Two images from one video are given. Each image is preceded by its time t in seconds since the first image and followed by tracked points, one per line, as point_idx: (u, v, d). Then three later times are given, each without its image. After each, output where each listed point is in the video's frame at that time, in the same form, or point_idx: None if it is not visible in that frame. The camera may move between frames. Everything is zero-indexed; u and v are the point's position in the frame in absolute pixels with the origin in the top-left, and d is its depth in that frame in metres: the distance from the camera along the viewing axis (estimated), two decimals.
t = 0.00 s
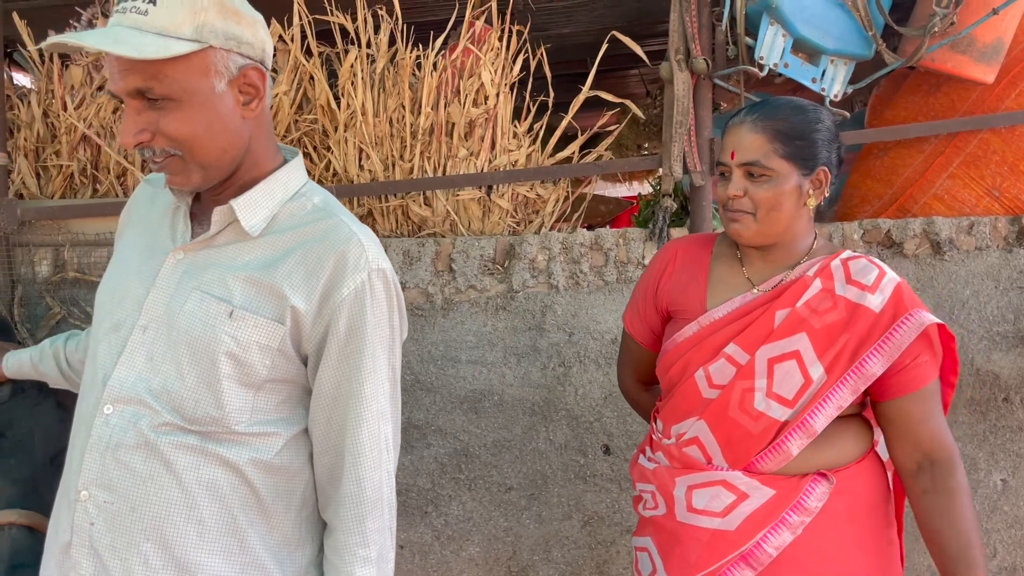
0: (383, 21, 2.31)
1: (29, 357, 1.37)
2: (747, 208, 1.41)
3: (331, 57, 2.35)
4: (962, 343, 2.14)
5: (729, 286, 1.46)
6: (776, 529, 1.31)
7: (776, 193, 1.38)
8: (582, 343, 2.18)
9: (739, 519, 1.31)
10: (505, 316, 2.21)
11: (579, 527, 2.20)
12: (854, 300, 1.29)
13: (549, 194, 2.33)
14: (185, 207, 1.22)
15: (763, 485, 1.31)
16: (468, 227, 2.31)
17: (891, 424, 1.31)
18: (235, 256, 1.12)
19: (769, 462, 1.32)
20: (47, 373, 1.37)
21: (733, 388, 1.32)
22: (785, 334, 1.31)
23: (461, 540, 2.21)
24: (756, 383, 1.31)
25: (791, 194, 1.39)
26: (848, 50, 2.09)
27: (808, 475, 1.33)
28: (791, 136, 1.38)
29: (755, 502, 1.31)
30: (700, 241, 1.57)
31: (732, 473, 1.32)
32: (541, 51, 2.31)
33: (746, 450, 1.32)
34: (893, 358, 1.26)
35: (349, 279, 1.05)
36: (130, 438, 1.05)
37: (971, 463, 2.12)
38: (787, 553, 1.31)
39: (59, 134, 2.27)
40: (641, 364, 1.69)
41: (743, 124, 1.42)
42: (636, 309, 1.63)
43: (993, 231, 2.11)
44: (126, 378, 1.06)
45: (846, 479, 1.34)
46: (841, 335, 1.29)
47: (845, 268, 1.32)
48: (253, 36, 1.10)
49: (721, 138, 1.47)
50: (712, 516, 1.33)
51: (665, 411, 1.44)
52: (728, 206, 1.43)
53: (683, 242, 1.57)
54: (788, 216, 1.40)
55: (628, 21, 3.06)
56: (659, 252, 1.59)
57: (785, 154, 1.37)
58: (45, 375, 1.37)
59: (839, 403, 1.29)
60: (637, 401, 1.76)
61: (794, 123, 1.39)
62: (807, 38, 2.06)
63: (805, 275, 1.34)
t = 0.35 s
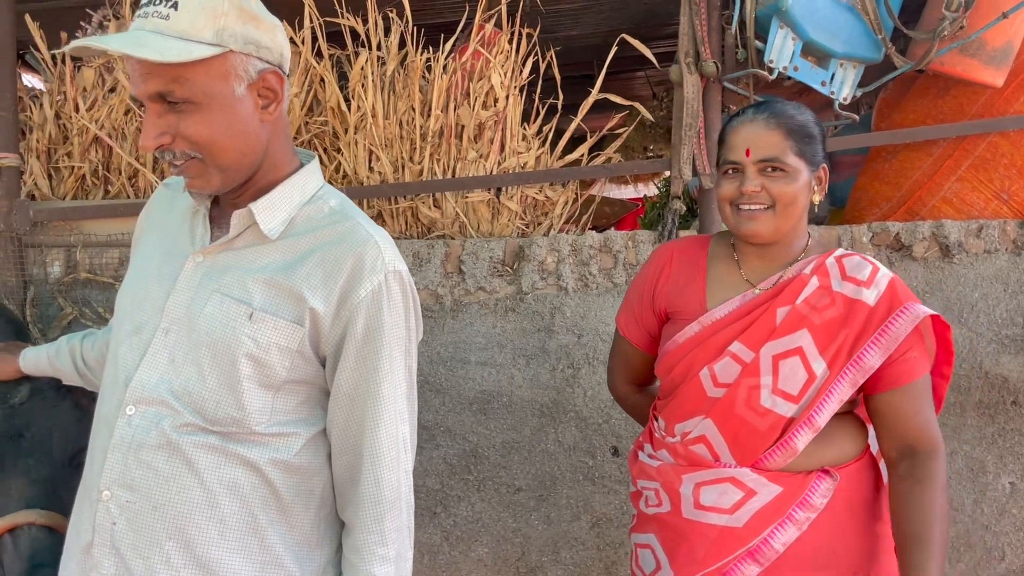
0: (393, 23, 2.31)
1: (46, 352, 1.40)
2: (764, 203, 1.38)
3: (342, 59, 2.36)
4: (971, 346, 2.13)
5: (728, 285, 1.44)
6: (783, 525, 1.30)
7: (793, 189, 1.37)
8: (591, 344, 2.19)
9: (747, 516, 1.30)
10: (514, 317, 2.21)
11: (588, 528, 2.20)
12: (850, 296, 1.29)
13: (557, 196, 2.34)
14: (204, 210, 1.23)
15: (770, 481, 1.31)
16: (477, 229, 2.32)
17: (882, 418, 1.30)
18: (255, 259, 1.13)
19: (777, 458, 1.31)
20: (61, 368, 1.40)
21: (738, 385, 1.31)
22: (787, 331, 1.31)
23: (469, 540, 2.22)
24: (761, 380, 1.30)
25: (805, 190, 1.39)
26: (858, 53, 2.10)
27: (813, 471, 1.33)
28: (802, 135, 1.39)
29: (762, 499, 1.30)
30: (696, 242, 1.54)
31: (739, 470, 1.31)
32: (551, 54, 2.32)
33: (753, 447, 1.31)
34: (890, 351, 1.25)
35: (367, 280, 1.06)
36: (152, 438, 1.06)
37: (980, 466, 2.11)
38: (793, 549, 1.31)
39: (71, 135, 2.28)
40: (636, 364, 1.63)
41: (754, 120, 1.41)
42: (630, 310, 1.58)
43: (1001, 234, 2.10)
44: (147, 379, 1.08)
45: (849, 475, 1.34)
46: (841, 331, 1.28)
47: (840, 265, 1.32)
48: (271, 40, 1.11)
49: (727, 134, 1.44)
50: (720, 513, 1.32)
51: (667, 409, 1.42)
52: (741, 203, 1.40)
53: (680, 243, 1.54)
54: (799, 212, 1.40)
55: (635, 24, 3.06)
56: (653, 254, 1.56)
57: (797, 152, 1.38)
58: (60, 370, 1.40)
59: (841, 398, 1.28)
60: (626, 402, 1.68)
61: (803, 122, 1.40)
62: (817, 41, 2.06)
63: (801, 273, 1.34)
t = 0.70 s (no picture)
0: (399, 25, 2.31)
1: (55, 355, 1.44)
2: (769, 198, 1.37)
3: (347, 61, 2.36)
4: (978, 349, 2.11)
5: (721, 287, 1.41)
6: (784, 526, 1.28)
7: (798, 187, 1.37)
8: (596, 346, 2.18)
9: (749, 518, 1.28)
10: (520, 319, 2.21)
11: (593, 531, 2.19)
12: (841, 298, 1.28)
13: (562, 198, 2.35)
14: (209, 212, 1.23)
15: (770, 482, 1.28)
16: (483, 230, 2.32)
17: (874, 417, 1.31)
18: (262, 260, 1.13)
19: (775, 461, 1.29)
20: (71, 371, 1.46)
21: (735, 389, 1.29)
22: (782, 334, 1.29)
23: (474, 542, 2.22)
24: (757, 383, 1.29)
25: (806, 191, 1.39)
26: (864, 55, 2.10)
27: (812, 471, 1.31)
28: (804, 137, 1.40)
29: (763, 501, 1.28)
30: (686, 246, 1.51)
31: (741, 473, 1.28)
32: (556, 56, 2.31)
33: (751, 450, 1.29)
34: (884, 351, 1.25)
35: (372, 282, 1.06)
36: (161, 439, 1.06)
37: (986, 470, 2.09)
38: (796, 549, 1.28)
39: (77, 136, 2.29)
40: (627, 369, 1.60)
41: (758, 120, 1.40)
42: (622, 314, 1.54)
43: (1008, 237, 2.08)
44: (155, 381, 1.08)
45: (847, 475, 1.32)
46: (834, 332, 1.27)
47: (829, 267, 1.32)
48: (277, 44, 1.11)
49: (730, 132, 1.43)
50: (722, 516, 1.29)
51: (663, 413, 1.39)
52: (745, 197, 1.38)
53: (669, 247, 1.51)
54: (800, 212, 1.39)
55: (641, 25, 3.06)
56: (642, 258, 1.52)
57: (802, 152, 1.38)
58: (70, 373, 1.45)
59: (839, 398, 1.27)
60: (619, 406, 1.64)
61: (805, 126, 1.41)
62: (823, 43, 2.06)
63: (792, 276, 1.33)
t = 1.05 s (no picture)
0: (404, 24, 2.31)
1: (61, 354, 1.39)
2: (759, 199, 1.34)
3: (352, 61, 2.36)
4: (984, 350, 2.09)
5: (711, 292, 1.38)
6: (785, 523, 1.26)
7: (786, 187, 1.35)
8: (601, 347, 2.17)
9: (751, 516, 1.26)
10: (524, 319, 2.21)
11: (597, 531, 2.19)
12: (831, 294, 1.27)
13: (567, 197, 2.34)
14: (210, 212, 1.23)
15: (774, 481, 1.27)
16: (487, 230, 2.31)
17: (870, 410, 1.30)
18: (263, 258, 1.12)
19: (777, 460, 1.28)
20: (77, 370, 1.41)
21: (733, 393, 1.27)
22: (776, 335, 1.27)
23: (478, 542, 2.22)
24: (755, 385, 1.27)
25: (793, 192, 1.37)
26: (870, 54, 2.09)
27: (811, 469, 1.29)
28: (792, 137, 1.38)
29: (766, 500, 1.26)
30: (672, 250, 1.48)
31: (743, 473, 1.27)
32: (561, 55, 2.30)
33: (752, 452, 1.27)
34: (876, 344, 1.24)
35: (374, 277, 1.06)
36: (165, 437, 1.06)
37: (992, 471, 2.08)
38: (799, 546, 1.26)
39: (82, 136, 2.29)
40: (622, 375, 1.56)
41: (747, 120, 1.38)
42: (614, 322, 1.50)
43: (1015, 237, 2.06)
44: (158, 378, 1.08)
45: (845, 472, 1.30)
46: (826, 329, 1.26)
47: (816, 263, 1.30)
48: (275, 42, 1.11)
49: (719, 131, 1.40)
50: (725, 516, 1.27)
51: (663, 418, 1.37)
52: (734, 197, 1.35)
53: (654, 253, 1.47)
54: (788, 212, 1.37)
55: (646, 25, 3.05)
56: (630, 266, 1.48)
57: (791, 153, 1.36)
58: (75, 372, 1.41)
59: (835, 395, 1.26)
60: (616, 410, 1.61)
61: (792, 127, 1.38)
62: (829, 42, 2.05)
63: (781, 275, 1.31)
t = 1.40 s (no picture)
0: (409, 23, 2.30)
1: (66, 351, 1.46)
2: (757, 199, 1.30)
3: (357, 59, 2.35)
4: (992, 349, 2.07)
5: (709, 290, 1.34)
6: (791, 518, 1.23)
7: (784, 188, 1.31)
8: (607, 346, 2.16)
9: (756, 513, 1.23)
10: (529, 318, 2.20)
11: (603, 531, 2.18)
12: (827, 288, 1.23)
13: (572, 196, 2.33)
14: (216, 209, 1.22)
15: (776, 477, 1.24)
16: (492, 229, 2.31)
17: (862, 401, 1.25)
18: (270, 259, 1.12)
19: (779, 455, 1.24)
20: (82, 366, 1.48)
21: (732, 391, 1.23)
22: (772, 330, 1.23)
23: (484, 542, 2.21)
24: (753, 381, 1.23)
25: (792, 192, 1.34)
26: (877, 51, 2.08)
27: (814, 464, 1.26)
28: (793, 137, 1.34)
29: (770, 496, 1.23)
30: (670, 249, 1.44)
31: (747, 469, 1.24)
32: (567, 53, 2.29)
33: (754, 448, 1.24)
34: (874, 336, 1.20)
35: (381, 279, 1.05)
36: (172, 437, 1.06)
37: (1001, 470, 2.06)
38: (804, 542, 1.24)
39: (87, 134, 2.29)
40: (621, 374, 1.52)
41: (746, 119, 1.34)
42: (614, 321, 1.46)
43: None
44: (164, 379, 1.07)
45: (849, 466, 1.27)
46: (822, 323, 1.22)
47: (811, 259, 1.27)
48: (287, 41, 1.11)
49: (718, 129, 1.36)
50: (729, 513, 1.24)
51: (664, 417, 1.33)
52: (733, 196, 1.31)
53: (653, 250, 1.44)
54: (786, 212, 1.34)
55: (651, 23, 3.04)
56: (629, 265, 1.45)
57: (791, 153, 1.33)
58: (81, 368, 1.48)
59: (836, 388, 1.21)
60: (616, 409, 1.56)
61: (791, 128, 1.35)
62: (836, 39, 2.04)
63: (775, 271, 1.28)
